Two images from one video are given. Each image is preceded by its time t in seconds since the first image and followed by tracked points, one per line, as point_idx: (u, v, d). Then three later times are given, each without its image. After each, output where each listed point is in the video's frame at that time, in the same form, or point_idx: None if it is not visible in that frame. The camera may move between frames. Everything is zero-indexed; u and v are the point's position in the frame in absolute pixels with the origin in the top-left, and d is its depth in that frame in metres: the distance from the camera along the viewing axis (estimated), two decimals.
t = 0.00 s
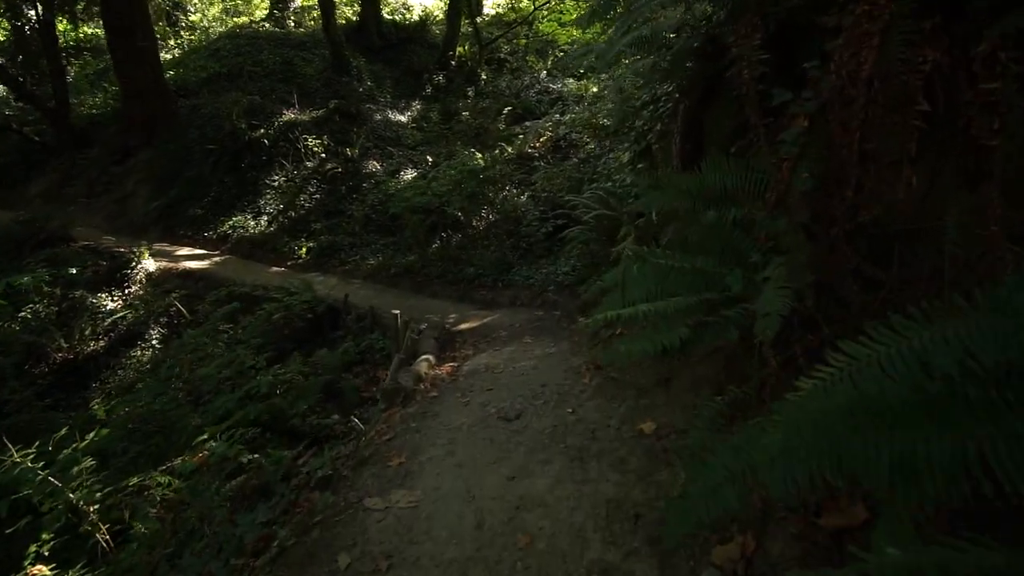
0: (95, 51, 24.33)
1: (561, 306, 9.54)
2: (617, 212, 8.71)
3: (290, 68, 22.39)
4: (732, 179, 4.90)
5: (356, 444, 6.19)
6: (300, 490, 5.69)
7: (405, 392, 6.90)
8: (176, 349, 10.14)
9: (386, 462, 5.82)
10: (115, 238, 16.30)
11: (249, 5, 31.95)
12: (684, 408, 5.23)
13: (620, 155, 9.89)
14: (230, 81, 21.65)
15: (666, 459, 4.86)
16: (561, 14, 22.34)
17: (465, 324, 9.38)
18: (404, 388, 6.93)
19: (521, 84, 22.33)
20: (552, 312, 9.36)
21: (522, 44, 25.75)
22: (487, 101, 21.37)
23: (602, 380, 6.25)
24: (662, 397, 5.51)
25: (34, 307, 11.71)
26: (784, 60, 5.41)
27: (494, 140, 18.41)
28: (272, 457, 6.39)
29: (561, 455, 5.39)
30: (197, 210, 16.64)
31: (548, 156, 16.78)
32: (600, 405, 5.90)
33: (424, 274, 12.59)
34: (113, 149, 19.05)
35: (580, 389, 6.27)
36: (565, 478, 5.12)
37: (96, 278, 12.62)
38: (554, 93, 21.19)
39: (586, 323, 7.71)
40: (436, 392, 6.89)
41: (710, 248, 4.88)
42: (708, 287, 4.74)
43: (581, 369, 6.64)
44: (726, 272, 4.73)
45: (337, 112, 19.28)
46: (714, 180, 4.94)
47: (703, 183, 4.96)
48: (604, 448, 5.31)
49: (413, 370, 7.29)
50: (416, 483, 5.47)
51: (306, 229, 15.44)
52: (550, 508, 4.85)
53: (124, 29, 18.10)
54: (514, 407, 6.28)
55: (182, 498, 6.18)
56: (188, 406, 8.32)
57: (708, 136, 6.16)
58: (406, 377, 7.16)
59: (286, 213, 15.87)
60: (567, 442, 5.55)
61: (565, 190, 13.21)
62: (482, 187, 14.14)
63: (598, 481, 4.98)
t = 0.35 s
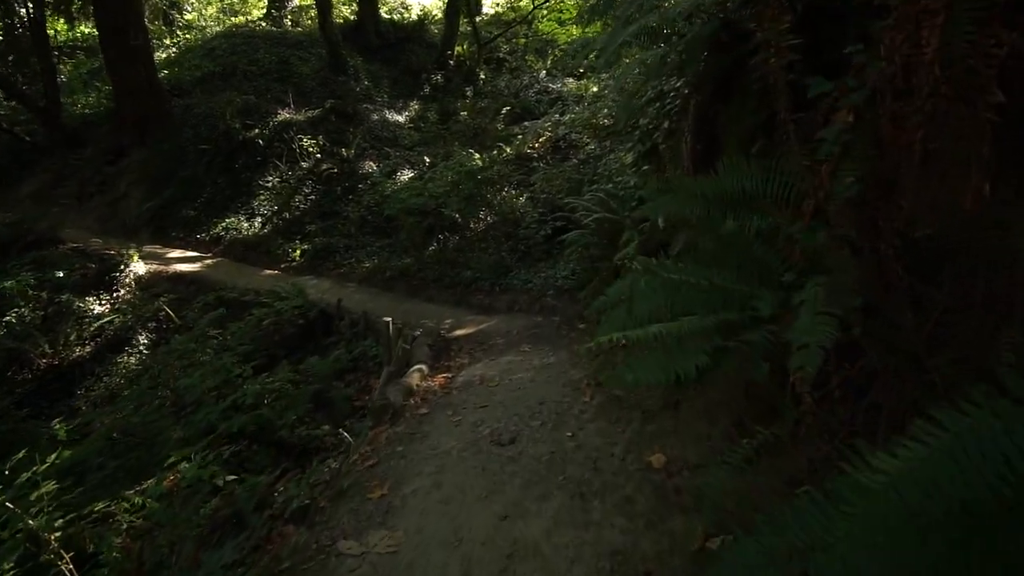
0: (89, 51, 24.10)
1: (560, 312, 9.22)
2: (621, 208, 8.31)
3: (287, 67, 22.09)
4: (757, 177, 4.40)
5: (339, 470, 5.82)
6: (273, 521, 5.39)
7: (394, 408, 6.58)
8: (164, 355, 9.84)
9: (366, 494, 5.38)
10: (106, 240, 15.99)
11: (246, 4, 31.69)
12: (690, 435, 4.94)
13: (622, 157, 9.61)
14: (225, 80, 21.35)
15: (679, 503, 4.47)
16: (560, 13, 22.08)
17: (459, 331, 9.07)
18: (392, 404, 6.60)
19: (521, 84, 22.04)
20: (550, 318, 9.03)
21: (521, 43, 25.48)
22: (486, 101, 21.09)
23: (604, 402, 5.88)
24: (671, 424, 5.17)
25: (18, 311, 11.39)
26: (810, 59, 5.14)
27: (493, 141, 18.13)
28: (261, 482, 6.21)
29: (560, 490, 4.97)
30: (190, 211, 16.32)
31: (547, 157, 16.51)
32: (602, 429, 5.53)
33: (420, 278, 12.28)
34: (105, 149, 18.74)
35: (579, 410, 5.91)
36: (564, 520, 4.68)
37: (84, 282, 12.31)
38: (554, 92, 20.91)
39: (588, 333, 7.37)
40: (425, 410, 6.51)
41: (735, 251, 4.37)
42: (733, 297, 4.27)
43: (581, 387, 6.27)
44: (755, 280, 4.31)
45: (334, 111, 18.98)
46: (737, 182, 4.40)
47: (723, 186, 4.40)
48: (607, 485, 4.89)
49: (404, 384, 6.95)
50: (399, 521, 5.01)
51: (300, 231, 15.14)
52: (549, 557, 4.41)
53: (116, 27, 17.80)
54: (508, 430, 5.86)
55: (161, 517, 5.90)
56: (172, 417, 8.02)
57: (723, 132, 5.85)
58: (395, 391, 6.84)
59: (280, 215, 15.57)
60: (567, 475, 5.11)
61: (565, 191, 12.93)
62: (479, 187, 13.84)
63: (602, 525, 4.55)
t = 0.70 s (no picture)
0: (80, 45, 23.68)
1: (561, 314, 8.87)
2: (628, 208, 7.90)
3: (281, 62, 21.68)
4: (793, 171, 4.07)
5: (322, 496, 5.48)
6: (246, 557, 5.12)
7: (385, 422, 6.19)
8: (150, 358, 9.48)
9: (348, 532, 5.03)
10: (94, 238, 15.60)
11: None
12: (717, 469, 4.46)
13: (627, 153, 9.27)
14: (219, 75, 20.94)
15: (714, 557, 3.94)
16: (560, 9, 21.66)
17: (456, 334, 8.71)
18: (383, 418, 6.22)
19: (520, 80, 21.66)
20: (551, 320, 8.67)
21: (520, 40, 25.11)
22: (485, 97, 20.71)
23: (615, 420, 5.42)
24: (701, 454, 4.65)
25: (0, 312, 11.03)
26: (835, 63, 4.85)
27: (491, 137, 17.76)
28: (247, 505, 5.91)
29: (571, 530, 4.50)
30: (181, 208, 15.94)
31: (547, 154, 16.17)
32: (615, 453, 5.07)
33: (416, 278, 11.92)
34: (95, 145, 18.34)
35: (588, 429, 5.45)
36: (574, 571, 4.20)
37: (69, 281, 11.95)
38: (553, 89, 20.56)
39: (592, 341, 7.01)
40: (416, 425, 6.13)
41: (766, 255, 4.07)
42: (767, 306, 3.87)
43: (588, 402, 5.83)
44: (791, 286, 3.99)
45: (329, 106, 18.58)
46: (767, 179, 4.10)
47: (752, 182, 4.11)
48: (625, 527, 4.38)
49: (396, 394, 6.59)
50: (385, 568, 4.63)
51: (294, 229, 14.77)
52: None
53: (106, 19, 17.37)
54: (509, 451, 5.42)
55: (139, 533, 5.57)
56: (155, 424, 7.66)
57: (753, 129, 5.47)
58: (389, 402, 6.43)
59: (273, 212, 15.20)
60: (576, 512, 4.63)
61: (565, 189, 12.58)
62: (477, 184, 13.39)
63: None
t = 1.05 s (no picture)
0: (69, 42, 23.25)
1: (562, 320, 8.47)
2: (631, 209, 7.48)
3: (275, 60, 21.28)
4: (845, 173, 3.57)
5: (297, 540, 4.88)
6: None
7: (372, 448, 5.63)
8: (134, 367, 9.11)
9: None
10: (82, 240, 15.21)
11: None
12: (754, 525, 3.86)
13: (632, 155, 8.91)
14: (211, 73, 20.53)
15: None
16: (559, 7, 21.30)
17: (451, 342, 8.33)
18: (371, 444, 5.65)
19: (518, 79, 21.29)
20: (552, 328, 8.28)
21: (519, 38, 24.74)
22: (482, 96, 20.36)
23: (628, 454, 4.89)
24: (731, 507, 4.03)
25: None
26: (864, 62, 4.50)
27: (490, 136, 17.40)
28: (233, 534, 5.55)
29: None
30: (171, 210, 15.53)
31: (546, 154, 15.83)
32: (630, 495, 4.53)
33: (412, 282, 11.54)
34: (84, 145, 17.94)
35: (598, 463, 4.92)
36: None
37: (53, 285, 11.56)
38: (552, 88, 20.19)
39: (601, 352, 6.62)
40: (408, 455, 5.61)
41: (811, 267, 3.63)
42: (818, 332, 3.29)
43: (597, 429, 5.33)
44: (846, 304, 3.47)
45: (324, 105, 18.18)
46: (812, 184, 3.62)
47: (795, 189, 3.65)
48: None
49: (387, 413, 6.08)
50: None
51: (286, 231, 14.39)
52: None
53: (95, 15, 16.95)
54: (511, 489, 4.86)
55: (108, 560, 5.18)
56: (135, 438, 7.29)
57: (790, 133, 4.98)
58: (377, 423, 5.95)
59: (266, 214, 14.83)
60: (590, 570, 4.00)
61: (565, 190, 12.24)
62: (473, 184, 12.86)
63: None
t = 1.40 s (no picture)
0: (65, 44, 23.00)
1: (563, 332, 8.12)
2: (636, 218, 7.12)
3: (272, 62, 20.97)
4: (917, 204, 2.78)
5: None
6: None
7: (354, 490, 5.14)
8: (120, 380, 8.78)
9: None
10: (72, 246, 14.89)
11: None
12: None
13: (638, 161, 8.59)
14: (206, 74, 20.21)
15: None
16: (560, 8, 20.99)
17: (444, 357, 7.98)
18: (354, 485, 5.15)
19: (518, 80, 20.95)
20: (552, 342, 7.92)
21: (519, 39, 24.42)
22: (482, 98, 20.04)
23: (642, 507, 4.09)
24: None
25: None
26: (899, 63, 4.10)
27: (489, 139, 17.07)
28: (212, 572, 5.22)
29: None
30: (163, 214, 15.20)
31: (547, 157, 15.53)
32: (646, 564, 3.69)
33: (408, 290, 11.18)
34: (76, 148, 17.61)
35: (606, 519, 4.14)
36: None
37: (39, 294, 11.25)
38: (553, 90, 19.87)
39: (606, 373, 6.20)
40: (395, 502, 5.03)
41: (874, 321, 2.79)
42: (896, 411, 2.42)
43: (604, 472, 4.62)
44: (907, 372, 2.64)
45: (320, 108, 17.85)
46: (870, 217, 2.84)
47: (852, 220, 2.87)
48: None
49: (377, 445, 5.65)
50: None
51: (280, 236, 14.05)
52: None
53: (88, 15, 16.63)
54: (503, 549, 4.19)
55: None
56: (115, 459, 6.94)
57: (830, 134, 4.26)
58: (361, 460, 5.46)
59: (260, 219, 14.50)
60: None
61: (567, 196, 11.91)
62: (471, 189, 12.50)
63: None
